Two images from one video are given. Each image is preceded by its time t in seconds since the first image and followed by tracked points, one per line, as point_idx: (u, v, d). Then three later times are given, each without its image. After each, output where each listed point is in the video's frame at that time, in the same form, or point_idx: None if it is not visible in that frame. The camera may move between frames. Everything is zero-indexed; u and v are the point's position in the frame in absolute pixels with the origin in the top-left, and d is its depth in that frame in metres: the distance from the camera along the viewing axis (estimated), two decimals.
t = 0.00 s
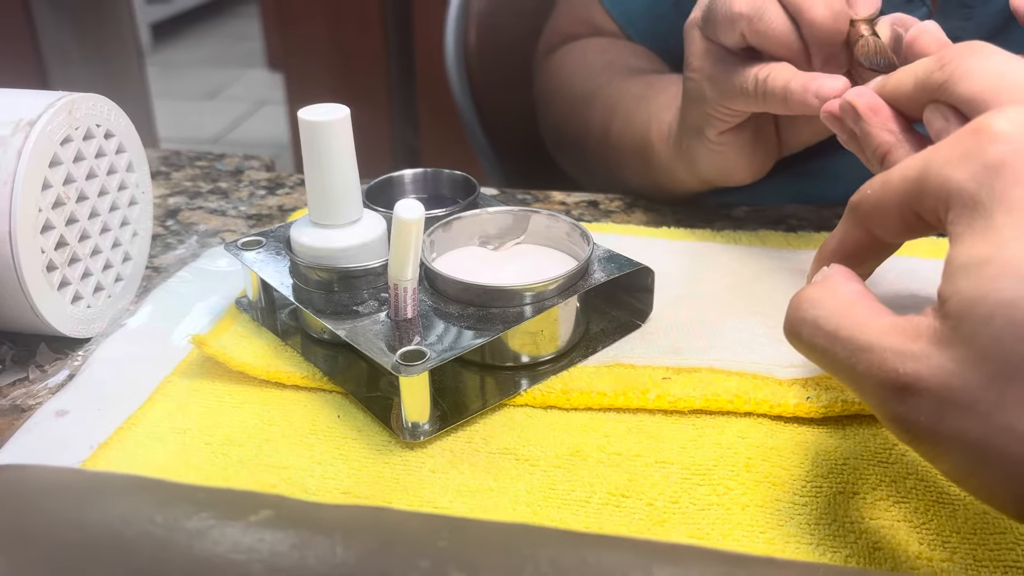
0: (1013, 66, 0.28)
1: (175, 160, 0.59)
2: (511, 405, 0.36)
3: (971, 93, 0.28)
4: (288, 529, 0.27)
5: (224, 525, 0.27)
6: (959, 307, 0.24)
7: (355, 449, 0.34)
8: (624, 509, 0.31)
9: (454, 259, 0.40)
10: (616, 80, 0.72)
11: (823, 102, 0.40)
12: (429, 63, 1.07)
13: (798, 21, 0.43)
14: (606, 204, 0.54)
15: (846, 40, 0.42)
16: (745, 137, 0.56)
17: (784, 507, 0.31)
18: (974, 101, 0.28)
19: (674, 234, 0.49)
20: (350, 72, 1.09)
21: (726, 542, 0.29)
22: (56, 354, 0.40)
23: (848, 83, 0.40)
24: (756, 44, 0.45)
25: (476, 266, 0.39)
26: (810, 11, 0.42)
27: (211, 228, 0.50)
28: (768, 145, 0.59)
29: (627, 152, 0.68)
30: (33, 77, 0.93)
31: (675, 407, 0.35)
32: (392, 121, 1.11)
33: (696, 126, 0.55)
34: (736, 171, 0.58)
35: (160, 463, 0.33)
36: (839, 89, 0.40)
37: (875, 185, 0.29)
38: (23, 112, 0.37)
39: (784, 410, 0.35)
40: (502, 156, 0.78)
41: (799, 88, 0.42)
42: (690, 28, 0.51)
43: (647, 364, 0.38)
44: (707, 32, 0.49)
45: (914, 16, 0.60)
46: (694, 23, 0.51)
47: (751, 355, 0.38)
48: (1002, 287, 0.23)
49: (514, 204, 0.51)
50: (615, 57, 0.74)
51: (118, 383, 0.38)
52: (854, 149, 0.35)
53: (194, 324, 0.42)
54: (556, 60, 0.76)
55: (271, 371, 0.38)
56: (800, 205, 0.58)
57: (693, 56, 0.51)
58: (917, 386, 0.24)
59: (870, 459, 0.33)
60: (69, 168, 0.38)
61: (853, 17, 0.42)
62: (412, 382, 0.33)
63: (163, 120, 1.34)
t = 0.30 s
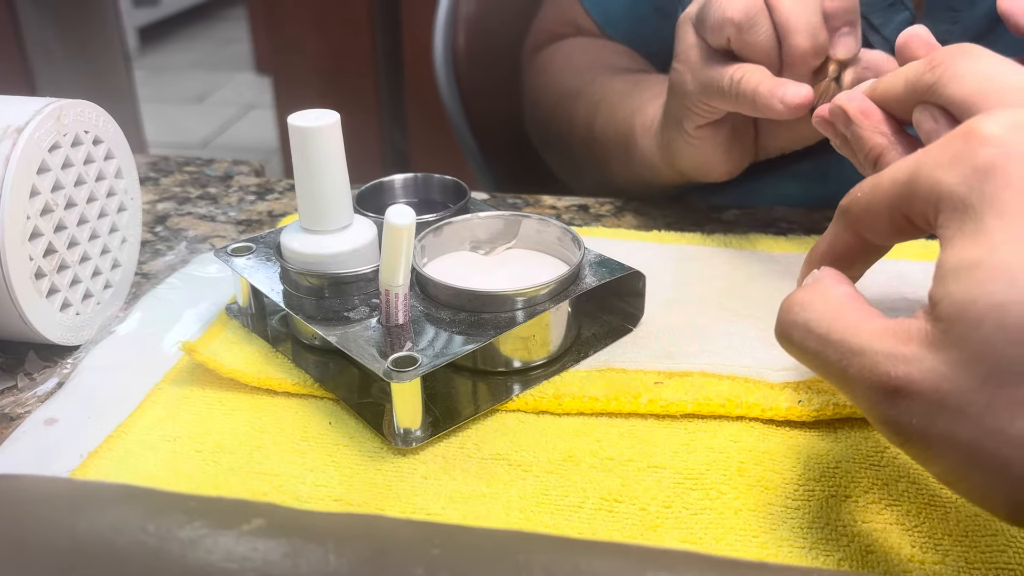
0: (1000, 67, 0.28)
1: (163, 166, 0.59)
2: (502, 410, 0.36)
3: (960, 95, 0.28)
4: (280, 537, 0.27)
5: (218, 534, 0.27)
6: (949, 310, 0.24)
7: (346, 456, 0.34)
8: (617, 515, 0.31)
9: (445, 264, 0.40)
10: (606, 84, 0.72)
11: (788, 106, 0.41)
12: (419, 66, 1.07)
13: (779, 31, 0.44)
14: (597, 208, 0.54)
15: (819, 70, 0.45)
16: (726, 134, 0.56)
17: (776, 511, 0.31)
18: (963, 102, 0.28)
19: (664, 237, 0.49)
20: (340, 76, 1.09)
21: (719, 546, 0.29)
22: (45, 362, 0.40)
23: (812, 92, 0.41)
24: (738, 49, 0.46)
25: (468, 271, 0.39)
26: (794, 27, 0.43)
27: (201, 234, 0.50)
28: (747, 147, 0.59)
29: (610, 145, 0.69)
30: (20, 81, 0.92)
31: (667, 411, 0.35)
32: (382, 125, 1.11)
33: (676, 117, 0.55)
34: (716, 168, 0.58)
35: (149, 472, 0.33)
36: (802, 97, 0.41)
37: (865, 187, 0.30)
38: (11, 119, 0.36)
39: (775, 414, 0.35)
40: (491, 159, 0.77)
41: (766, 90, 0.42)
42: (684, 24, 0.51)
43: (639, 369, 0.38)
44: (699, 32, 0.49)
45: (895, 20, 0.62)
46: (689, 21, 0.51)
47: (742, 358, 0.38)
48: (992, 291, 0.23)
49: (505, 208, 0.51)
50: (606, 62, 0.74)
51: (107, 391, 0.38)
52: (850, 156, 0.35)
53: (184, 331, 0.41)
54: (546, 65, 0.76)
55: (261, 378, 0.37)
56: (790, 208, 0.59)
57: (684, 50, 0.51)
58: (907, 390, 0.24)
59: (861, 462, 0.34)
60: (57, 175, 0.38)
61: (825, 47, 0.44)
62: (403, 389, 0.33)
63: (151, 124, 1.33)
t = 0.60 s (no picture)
0: (982, 67, 0.29)
1: (150, 171, 0.59)
2: (489, 413, 0.37)
3: (945, 87, 0.29)
4: (265, 541, 0.26)
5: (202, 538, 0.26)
6: (930, 298, 0.24)
7: (333, 459, 0.34)
8: (603, 516, 0.31)
9: (432, 267, 0.40)
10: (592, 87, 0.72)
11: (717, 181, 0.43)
12: (407, 70, 1.07)
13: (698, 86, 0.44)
14: (584, 211, 0.54)
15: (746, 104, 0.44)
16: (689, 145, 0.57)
17: (760, 511, 0.31)
18: (946, 93, 0.29)
19: (650, 239, 0.49)
20: (328, 80, 1.09)
21: (704, 547, 0.30)
22: (31, 366, 0.40)
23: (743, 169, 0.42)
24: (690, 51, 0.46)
25: (455, 274, 0.39)
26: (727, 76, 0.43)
27: (187, 239, 0.50)
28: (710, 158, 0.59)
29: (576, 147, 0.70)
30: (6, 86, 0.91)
31: (653, 413, 0.36)
32: (371, 129, 1.11)
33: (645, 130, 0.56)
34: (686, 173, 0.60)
35: (135, 476, 0.33)
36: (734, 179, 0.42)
37: (847, 175, 0.29)
38: None
39: (760, 414, 0.36)
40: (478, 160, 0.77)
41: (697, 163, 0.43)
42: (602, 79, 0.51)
43: (624, 371, 0.38)
44: (615, 90, 0.49)
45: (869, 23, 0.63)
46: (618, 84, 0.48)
47: (726, 360, 0.39)
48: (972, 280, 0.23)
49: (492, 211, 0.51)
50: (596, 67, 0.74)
51: (94, 395, 0.37)
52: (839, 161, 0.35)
53: (171, 335, 0.41)
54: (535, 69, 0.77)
55: (248, 382, 0.37)
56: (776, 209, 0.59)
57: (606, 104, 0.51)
58: (888, 376, 0.25)
59: (846, 462, 0.34)
60: (43, 179, 0.37)
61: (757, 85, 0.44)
62: (389, 392, 0.33)
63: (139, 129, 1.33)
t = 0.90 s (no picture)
0: (952, 69, 0.30)
1: (134, 175, 0.59)
2: (470, 415, 0.37)
3: (915, 90, 0.30)
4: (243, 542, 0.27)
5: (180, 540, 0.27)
6: (898, 297, 0.25)
7: (313, 463, 0.34)
8: (581, 517, 0.31)
9: (413, 270, 0.40)
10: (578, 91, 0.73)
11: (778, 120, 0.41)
12: (394, 73, 1.07)
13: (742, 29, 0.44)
14: (567, 214, 0.55)
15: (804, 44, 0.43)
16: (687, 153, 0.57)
17: (737, 511, 0.32)
18: (917, 96, 0.29)
19: (632, 242, 0.50)
20: (317, 84, 1.09)
21: (681, 546, 0.30)
22: (12, 371, 0.40)
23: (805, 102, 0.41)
24: (705, 62, 0.46)
25: (436, 276, 0.39)
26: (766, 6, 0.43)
27: (171, 242, 0.50)
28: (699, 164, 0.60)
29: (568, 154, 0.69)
30: None
31: (632, 414, 0.36)
32: (360, 132, 1.11)
33: (645, 145, 0.56)
34: (681, 181, 0.60)
35: (115, 480, 0.32)
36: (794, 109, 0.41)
37: (818, 175, 0.31)
38: None
39: (738, 414, 0.36)
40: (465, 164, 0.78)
41: (757, 106, 0.43)
42: (628, 48, 0.51)
43: (604, 372, 0.38)
44: (648, 54, 0.49)
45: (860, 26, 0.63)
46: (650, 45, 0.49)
47: (705, 361, 0.39)
48: (938, 278, 0.24)
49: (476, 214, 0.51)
50: (583, 70, 0.74)
51: (76, 400, 0.37)
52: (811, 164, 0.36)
53: (153, 339, 0.41)
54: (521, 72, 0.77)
55: (229, 386, 0.37)
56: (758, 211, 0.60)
57: (635, 77, 0.51)
58: (856, 374, 0.25)
59: (823, 461, 0.34)
60: (23, 184, 0.37)
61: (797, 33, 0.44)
62: (369, 394, 0.33)
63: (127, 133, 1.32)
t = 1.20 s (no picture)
0: (928, 77, 0.30)
1: (122, 182, 0.59)
2: (455, 421, 0.37)
3: (891, 96, 0.30)
4: (225, 550, 0.27)
5: (161, 548, 0.27)
6: (871, 302, 0.25)
7: (298, 470, 0.34)
8: (564, 522, 0.31)
9: (399, 277, 0.40)
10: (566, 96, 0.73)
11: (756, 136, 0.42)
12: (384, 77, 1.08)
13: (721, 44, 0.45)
14: (553, 220, 0.55)
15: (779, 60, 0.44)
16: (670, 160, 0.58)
17: (719, 515, 0.32)
18: (893, 102, 0.30)
19: (617, 247, 0.50)
20: (307, 88, 1.09)
21: (663, 551, 0.30)
22: None
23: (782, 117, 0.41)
24: (686, 79, 0.47)
25: (421, 283, 0.40)
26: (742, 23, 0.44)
27: (158, 250, 0.50)
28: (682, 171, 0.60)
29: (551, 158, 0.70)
30: None
31: (616, 419, 0.36)
32: (351, 137, 1.12)
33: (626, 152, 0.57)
34: (665, 186, 0.61)
35: (102, 488, 0.33)
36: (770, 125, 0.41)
37: (795, 182, 0.31)
38: None
39: (721, 419, 0.36)
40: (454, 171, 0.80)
41: (737, 121, 0.43)
42: (610, 58, 0.52)
43: (589, 378, 0.39)
44: (631, 66, 0.50)
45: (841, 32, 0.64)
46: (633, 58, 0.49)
47: (688, 366, 0.39)
48: (910, 285, 0.24)
49: (463, 220, 0.52)
50: (571, 76, 0.74)
51: (63, 408, 0.37)
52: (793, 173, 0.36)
53: (140, 347, 0.42)
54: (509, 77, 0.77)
55: (214, 393, 0.38)
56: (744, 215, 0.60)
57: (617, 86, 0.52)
58: (831, 379, 0.26)
59: (804, 466, 0.34)
60: (9, 194, 0.37)
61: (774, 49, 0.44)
62: (354, 401, 0.33)
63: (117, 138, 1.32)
